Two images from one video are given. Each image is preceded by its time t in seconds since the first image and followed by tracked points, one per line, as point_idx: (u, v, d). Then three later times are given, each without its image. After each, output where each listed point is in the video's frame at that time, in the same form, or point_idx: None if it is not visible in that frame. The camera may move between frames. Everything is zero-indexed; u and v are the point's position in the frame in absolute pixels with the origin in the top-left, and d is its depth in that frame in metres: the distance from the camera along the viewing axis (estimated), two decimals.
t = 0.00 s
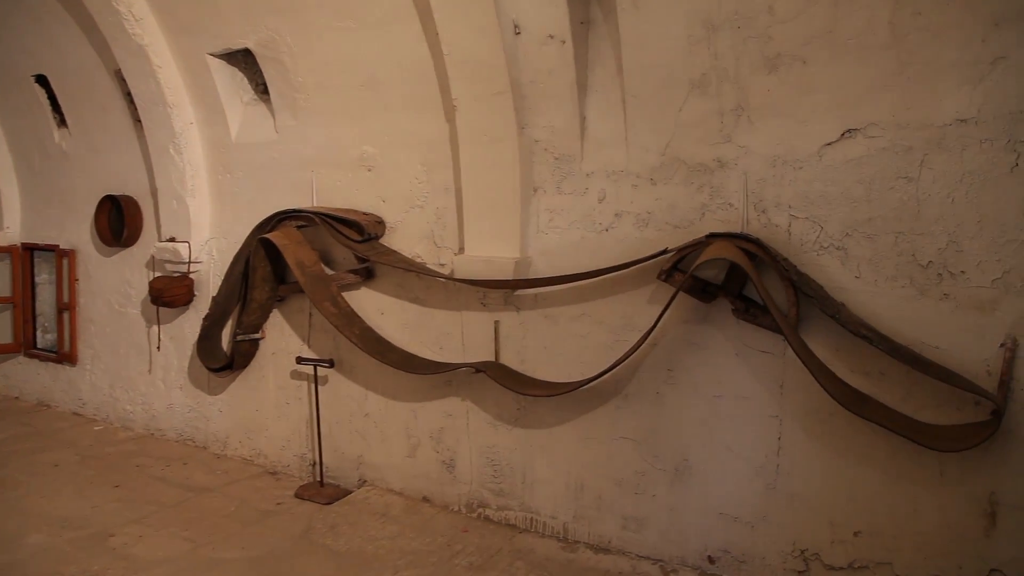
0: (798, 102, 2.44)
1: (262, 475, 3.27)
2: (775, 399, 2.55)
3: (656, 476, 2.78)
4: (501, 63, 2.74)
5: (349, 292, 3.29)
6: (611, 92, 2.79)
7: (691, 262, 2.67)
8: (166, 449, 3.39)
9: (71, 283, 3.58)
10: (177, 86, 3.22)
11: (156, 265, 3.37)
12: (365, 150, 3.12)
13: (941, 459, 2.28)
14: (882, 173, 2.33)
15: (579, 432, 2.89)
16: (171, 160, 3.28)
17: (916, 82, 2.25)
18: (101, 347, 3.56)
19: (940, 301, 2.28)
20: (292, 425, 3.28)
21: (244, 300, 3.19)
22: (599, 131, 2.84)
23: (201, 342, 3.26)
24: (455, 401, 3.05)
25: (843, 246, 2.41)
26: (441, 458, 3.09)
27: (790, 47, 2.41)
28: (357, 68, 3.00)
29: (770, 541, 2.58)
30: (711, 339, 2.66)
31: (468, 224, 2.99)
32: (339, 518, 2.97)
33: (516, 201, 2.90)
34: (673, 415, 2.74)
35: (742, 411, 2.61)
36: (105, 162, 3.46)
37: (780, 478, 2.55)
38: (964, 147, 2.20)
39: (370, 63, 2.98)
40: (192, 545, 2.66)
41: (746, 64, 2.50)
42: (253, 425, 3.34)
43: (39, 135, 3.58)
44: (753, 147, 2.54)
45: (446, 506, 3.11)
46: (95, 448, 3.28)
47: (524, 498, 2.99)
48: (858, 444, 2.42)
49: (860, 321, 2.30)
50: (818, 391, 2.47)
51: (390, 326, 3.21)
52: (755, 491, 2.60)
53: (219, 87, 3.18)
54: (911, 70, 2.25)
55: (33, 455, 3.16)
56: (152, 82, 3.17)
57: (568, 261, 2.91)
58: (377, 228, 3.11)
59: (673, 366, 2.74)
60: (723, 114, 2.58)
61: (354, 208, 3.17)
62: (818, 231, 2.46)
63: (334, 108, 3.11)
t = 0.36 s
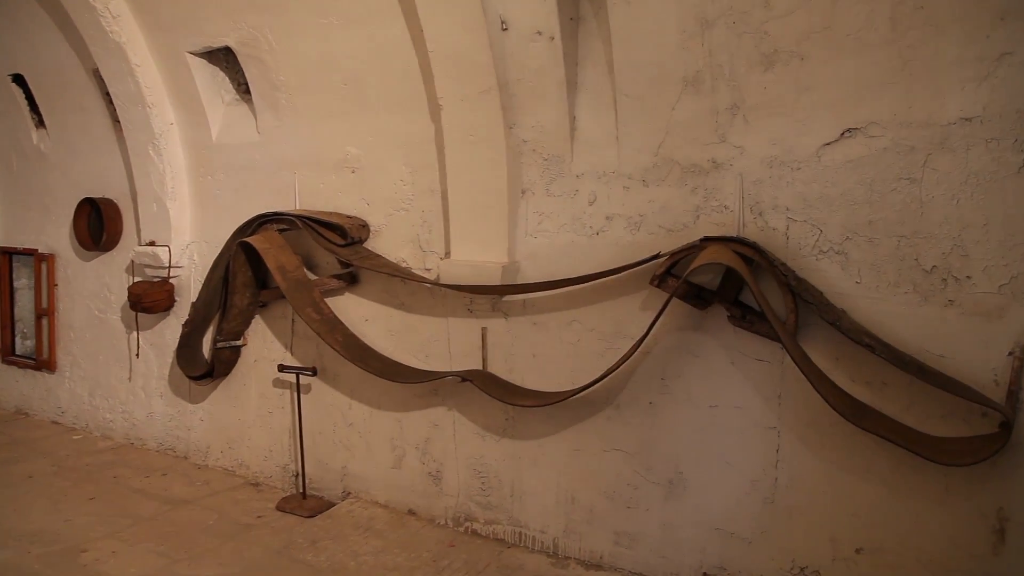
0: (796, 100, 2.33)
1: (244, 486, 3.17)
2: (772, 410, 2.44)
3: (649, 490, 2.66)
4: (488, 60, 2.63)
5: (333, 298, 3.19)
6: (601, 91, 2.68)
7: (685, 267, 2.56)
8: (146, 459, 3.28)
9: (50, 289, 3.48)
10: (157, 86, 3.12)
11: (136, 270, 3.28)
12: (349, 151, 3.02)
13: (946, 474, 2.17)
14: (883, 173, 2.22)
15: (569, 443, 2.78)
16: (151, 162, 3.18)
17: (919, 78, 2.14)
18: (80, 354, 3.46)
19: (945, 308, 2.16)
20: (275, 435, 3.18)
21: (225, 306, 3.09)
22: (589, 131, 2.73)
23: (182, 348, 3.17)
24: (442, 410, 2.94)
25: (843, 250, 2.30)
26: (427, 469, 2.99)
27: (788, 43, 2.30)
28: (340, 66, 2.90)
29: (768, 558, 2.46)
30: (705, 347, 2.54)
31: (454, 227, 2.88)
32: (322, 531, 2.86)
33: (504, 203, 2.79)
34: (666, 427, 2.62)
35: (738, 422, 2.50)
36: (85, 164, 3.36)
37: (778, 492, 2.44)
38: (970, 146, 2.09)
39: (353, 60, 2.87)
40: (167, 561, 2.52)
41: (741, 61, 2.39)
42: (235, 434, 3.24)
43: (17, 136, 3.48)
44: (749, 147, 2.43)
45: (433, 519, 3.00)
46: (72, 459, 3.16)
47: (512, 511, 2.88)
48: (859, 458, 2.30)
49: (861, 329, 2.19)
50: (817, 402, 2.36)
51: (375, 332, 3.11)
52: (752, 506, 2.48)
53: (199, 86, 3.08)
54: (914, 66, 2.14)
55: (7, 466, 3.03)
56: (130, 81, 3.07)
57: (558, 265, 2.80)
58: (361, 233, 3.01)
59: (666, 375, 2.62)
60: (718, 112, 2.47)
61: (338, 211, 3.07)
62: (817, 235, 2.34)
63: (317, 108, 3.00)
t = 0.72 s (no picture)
0: (815, 89, 2.19)
1: (244, 491, 3.09)
2: (791, 417, 2.30)
3: (661, 499, 2.53)
4: (491, 50, 2.52)
5: (336, 297, 3.10)
6: (610, 82, 2.56)
7: (698, 266, 2.43)
8: (146, 462, 3.21)
9: (51, 288, 3.43)
10: (156, 81, 3.05)
11: (136, 269, 3.21)
12: (350, 146, 2.92)
13: (978, 488, 2.02)
14: (910, 166, 2.08)
15: (576, 450, 2.67)
16: (151, 159, 3.11)
17: (947, 65, 1.99)
18: (82, 354, 3.41)
19: (976, 309, 2.02)
20: (277, 438, 3.10)
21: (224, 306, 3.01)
22: (598, 124, 2.61)
23: (181, 349, 3.10)
24: (445, 414, 2.84)
25: (866, 248, 2.16)
26: (431, 475, 2.89)
27: (806, 28, 2.16)
28: (341, 58, 2.80)
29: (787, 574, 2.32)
30: (719, 350, 2.41)
31: (458, 225, 2.78)
32: (323, 537, 2.76)
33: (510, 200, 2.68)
34: (678, 433, 2.50)
35: (754, 430, 2.36)
36: (85, 162, 3.30)
37: (797, 504, 2.30)
38: (1004, 135, 1.94)
39: (354, 52, 2.78)
40: (160, 568, 2.40)
41: (757, 48, 2.25)
42: (236, 437, 3.16)
43: (18, 134, 3.43)
44: (765, 139, 2.30)
45: (436, 526, 2.90)
46: (71, 462, 3.08)
47: (518, 519, 2.77)
48: (883, 469, 2.16)
49: (886, 332, 2.04)
50: (839, 410, 2.21)
51: (377, 333, 3.02)
52: (769, 518, 2.34)
53: (198, 81, 3.00)
54: (943, 51, 1.99)
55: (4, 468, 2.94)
56: (128, 76, 3.00)
57: (565, 264, 2.68)
58: (362, 230, 2.91)
59: (678, 380, 2.49)
60: (733, 103, 2.34)
61: (339, 208, 2.98)
62: (838, 231, 2.20)
63: (317, 102, 2.91)
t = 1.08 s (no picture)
0: (857, 68, 2.00)
1: (263, 494, 3.01)
2: (833, 424, 2.11)
3: (692, 511, 2.36)
4: (509, 34, 2.39)
5: (354, 296, 3.01)
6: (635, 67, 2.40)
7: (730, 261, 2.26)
8: (167, 463, 3.17)
9: (77, 287, 3.44)
10: (174, 76, 3.00)
11: (157, 268, 3.19)
12: (367, 139, 2.82)
13: None
14: (965, 148, 1.87)
15: (601, 456, 2.52)
16: (170, 156, 3.08)
17: (1006, 36, 1.78)
18: (106, 355, 3.40)
19: None
20: (295, 441, 3.02)
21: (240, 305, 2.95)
22: (622, 111, 2.46)
23: (200, 350, 3.05)
24: (466, 416, 2.72)
25: (915, 239, 1.96)
26: (451, 481, 2.77)
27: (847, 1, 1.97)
28: (356, 47, 2.71)
29: None
30: (753, 351, 2.24)
31: (477, 219, 2.66)
32: (340, 543, 2.65)
33: (531, 192, 2.54)
34: (710, 440, 2.33)
35: (792, 438, 2.18)
36: (108, 160, 3.28)
37: (841, 519, 2.10)
38: None
39: (370, 42, 2.68)
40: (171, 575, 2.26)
41: (793, 24, 2.07)
42: (256, 439, 3.10)
43: (44, 133, 3.43)
44: (803, 123, 2.12)
45: (457, 535, 2.78)
46: (93, 463, 3.00)
47: (542, 529, 2.63)
48: (936, 483, 1.95)
49: (939, 331, 1.84)
50: (889, 417, 2.01)
51: (396, 333, 2.92)
52: (810, 533, 2.15)
53: (215, 75, 2.95)
54: (1001, 21, 1.78)
55: (26, 469, 2.86)
56: (146, 72, 2.96)
57: (590, 259, 2.53)
58: (379, 226, 2.79)
59: (710, 383, 2.32)
60: (766, 85, 2.16)
61: (356, 204, 2.88)
62: (883, 222, 2.01)
63: (333, 95, 2.83)
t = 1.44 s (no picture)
0: (934, 42, 1.80)
1: (308, 498, 2.96)
2: (909, 438, 1.90)
3: (752, 528, 2.18)
4: (551, 19, 2.27)
5: (397, 296, 2.93)
6: (686, 51, 2.24)
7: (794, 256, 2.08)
8: (215, 464, 3.16)
9: (130, 289, 3.48)
10: (218, 76, 3.00)
11: (203, 270, 3.19)
12: (408, 135, 2.74)
13: None
14: None
15: (653, 466, 2.37)
16: (215, 157, 3.08)
17: None
18: (158, 356, 3.43)
19: None
20: (339, 444, 2.97)
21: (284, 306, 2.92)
22: (672, 98, 2.30)
23: (245, 352, 3.04)
24: (511, 421, 2.61)
25: (1003, 232, 1.74)
26: (497, 489, 2.66)
27: None
28: (395, 40, 2.63)
29: None
30: (819, 355, 2.05)
31: (521, 216, 2.54)
32: (382, 551, 2.57)
33: (576, 186, 2.41)
34: (771, 452, 2.14)
35: (862, 451, 1.98)
36: (157, 162, 3.31)
37: (919, 543, 1.89)
38: None
39: (409, 34, 2.60)
40: None
41: None
42: (300, 442, 3.06)
43: (98, 137, 3.49)
44: (871, 106, 1.92)
45: (503, 545, 2.66)
46: (143, 463, 3.01)
47: (591, 542, 2.49)
48: None
49: None
50: (976, 430, 1.79)
51: (438, 334, 2.83)
52: (885, 557, 1.95)
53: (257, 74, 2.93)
54: None
55: (79, 468, 2.88)
56: (191, 73, 2.97)
57: (640, 256, 2.38)
58: (421, 224, 2.70)
59: (771, 389, 2.14)
60: (830, 66, 1.97)
61: (398, 201, 2.81)
62: (964, 213, 1.79)
63: (373, 91, 2.76)
